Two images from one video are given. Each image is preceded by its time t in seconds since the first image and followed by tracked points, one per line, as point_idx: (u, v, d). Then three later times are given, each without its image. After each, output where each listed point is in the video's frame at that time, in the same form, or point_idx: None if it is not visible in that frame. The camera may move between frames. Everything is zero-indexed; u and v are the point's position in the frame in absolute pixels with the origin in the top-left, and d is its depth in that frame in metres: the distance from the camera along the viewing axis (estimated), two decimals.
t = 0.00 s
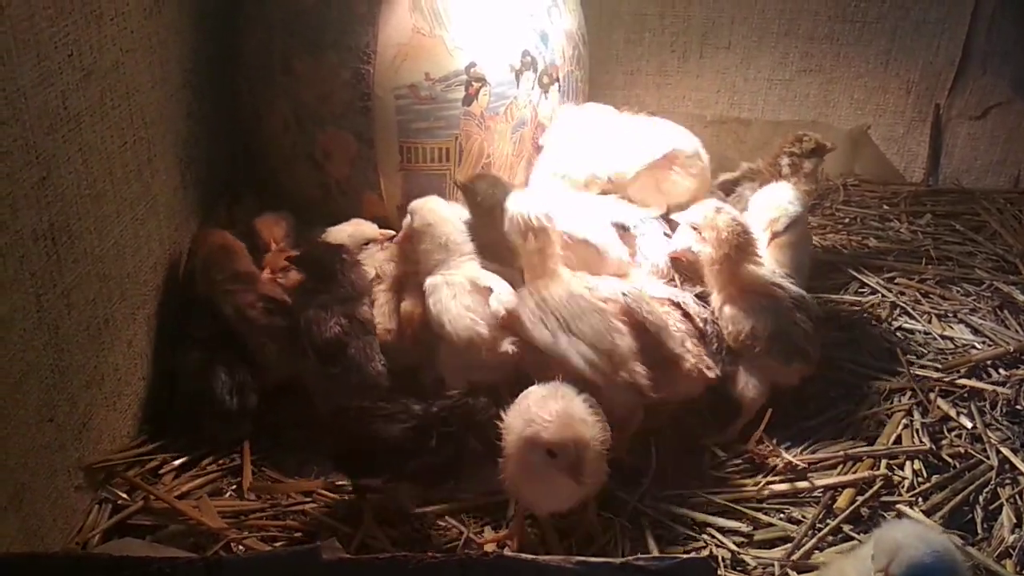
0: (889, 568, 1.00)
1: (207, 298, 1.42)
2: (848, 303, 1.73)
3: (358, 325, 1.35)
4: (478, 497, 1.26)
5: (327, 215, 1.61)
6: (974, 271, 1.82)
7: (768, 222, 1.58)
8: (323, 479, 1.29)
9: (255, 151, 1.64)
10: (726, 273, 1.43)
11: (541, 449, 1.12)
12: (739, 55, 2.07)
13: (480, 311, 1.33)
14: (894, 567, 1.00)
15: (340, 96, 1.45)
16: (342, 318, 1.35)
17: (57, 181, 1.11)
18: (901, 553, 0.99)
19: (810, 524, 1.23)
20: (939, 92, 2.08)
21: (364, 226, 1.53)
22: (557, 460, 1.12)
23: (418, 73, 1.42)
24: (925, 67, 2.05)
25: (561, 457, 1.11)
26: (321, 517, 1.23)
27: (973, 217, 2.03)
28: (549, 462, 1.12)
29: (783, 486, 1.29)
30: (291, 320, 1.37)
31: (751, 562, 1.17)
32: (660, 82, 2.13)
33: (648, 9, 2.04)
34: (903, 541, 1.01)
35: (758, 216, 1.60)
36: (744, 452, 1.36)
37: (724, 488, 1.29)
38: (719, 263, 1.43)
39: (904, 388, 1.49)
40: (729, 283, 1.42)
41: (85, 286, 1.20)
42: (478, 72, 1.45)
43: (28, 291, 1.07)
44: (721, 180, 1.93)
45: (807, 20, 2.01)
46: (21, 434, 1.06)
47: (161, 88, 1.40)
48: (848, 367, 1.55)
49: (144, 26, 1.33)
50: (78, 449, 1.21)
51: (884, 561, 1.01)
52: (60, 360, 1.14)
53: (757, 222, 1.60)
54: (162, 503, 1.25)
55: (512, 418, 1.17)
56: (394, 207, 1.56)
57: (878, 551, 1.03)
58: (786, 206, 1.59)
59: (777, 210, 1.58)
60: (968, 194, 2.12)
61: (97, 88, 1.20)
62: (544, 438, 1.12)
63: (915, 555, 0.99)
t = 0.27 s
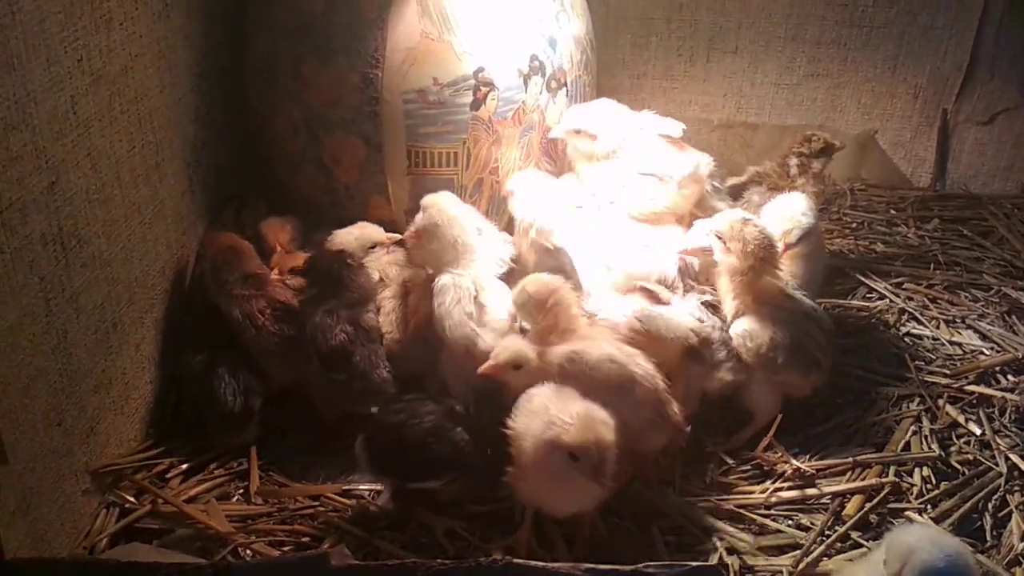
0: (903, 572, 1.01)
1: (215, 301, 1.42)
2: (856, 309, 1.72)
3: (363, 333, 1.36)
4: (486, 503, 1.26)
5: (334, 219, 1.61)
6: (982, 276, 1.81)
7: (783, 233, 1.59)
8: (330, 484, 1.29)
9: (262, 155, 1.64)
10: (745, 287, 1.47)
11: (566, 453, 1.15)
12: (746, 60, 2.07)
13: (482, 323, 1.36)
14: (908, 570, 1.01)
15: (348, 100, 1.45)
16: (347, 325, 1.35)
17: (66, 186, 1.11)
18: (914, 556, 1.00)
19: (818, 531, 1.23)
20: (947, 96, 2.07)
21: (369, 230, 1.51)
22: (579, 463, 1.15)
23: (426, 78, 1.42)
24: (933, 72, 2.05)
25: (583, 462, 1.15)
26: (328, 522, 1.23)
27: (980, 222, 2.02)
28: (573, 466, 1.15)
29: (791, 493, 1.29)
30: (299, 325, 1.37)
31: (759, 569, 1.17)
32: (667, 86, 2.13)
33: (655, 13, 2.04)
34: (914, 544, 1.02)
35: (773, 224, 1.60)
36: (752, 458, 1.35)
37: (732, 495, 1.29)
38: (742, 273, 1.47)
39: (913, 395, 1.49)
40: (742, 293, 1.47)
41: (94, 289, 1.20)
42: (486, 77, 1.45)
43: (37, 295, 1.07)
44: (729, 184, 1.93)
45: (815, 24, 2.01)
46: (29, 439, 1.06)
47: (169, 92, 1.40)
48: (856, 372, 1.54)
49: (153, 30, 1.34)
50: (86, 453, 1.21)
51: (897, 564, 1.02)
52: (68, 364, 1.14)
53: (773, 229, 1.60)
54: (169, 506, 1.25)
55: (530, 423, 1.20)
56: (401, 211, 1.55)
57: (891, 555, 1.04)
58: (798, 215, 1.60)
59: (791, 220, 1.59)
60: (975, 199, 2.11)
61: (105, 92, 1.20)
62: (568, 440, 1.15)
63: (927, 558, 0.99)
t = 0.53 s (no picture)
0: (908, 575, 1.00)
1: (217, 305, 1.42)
2: (858, 314, 1.72)
3: (370, 335, 1.35)
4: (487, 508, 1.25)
5: (335, 222, 1.61)
6: (984, 281, 1.81)
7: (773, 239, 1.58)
8: (331, 488, 1.29)
9: (264, 158, 1.64)
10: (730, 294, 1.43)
11: (589, 482, 1.12)
12: (748, 64, 2.07)
13: (506, 317, 1.34)
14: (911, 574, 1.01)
15: (350, 104, 1.45)
16: (355, 328, 1.34)
17: (67, 189, 1.11)
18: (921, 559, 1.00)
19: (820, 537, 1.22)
20: (949, 101, 2.07)
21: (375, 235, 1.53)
22: (607, 491, 1.12)
23: (428, 82, 1.42)
24: (935, 76, 2.05)
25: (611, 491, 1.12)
26: (329, 526, 1.23)
27: (982, 227, 2.02)
28: (596, 494, 1.13)
29: (793, 499, 1.29)
30: (300, 329, 1.37)
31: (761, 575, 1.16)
32: (669, 90, 2.13)
33: (657, 18, 2.04)
34: (917, 546, 1.02)
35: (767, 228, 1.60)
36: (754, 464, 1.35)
37: (734, 500, 1.29)
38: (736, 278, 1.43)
39: (915, 400, 1.49)
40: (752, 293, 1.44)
41: (95, 293, 1.20)
42: (488, 81, 1.45)
43: (38, 299, 1.07)
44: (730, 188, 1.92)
45: (817, 28, 2.01)
46: (30, 442, 1.06)
47: (171, 96, 1.40)
48: (858, 378, 1.54)
49: (155, 34, 1.34)
50: (86, 458, 1.21)
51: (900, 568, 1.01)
52: (69, 368, 1.14)
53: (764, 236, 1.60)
54: (170, 511, 1.25)
55: (545, 448, 1.17)
56: (403, 215, 1.55)
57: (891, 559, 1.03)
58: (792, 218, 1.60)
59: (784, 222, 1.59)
60: (977, 204, 2.11)
61: (108, 96, 1.20)
62: (591, 468, 1.12)
63: (934, 560, 1.00)
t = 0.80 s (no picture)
0: None
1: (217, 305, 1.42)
2: (858, 314, 1.72)
3: (371, 335, 1.35)
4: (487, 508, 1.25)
5: (336, 223, 1.61)
6: (984, 282, 1.81)
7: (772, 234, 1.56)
8: (331, 488, 1.29)
9: (264, 159, 1.64)
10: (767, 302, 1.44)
11: (588, 482, 1.12)
12: (748, 64, 2.07)
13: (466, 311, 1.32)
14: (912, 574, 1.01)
15: (351, 105, 1.45)
16: (351, 326, 1.34)
17: (68, 190, 1.11)
18: (921, 560, 1.01)
19: (820, 538, 1.23)
20: (949, 102, 2.07)
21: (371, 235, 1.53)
22: (606, 493, 1.11)
23: (428, 83, 1.42)
24: (935, 77, 2.05)
25: (611, 493, 1.11)
26: (330, 527, 1.23)
27: (982, 227, 2.02)
28: (595, 494, 1.12)
29: (794, 499, 1.29)
30: (300, 329, 1.37)
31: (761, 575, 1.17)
32: (669, 90, 2.13)
33: (657, 18, 2.04)
34: (917, 547, 1.03)
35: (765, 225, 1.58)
36: (756, 464, 1.35)
37: (734, 501, 1.29)
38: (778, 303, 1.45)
39: (915, 401, 1.49)
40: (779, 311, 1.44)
41: (96, 294, 1.20)
42: (488, 82, 1.45)
43: (39, 300, 1.07)
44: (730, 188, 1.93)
45: (817, 29, 2.01)
46: (30, 444, 1.06)
47: (172, 97, 1.40)
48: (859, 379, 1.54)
49: (156, 35, 1.34)
50: (86, 458, 1.21)
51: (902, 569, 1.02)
52: (70, 369, 1.14)
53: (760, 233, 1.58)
54: (170, 511, 1.25)
55: (546, 453, 1.17)
56: (403, 216, 1.55)
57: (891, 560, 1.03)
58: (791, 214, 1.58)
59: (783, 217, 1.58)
60: (977, 204, 2.11)
61: (108, 97, 1.20)
62: (590, 468, 1.12)
63: (934, 560, 1.00)
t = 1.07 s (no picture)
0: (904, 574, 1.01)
1: (217, 301, 1.42)
2: (858, 312, 1.72)
3: (371, 331, 1.35)
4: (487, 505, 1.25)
5: (337, 219, 1.61)
6: (984, 280, 1.81)
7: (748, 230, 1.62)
8: (331, 484, 1.29)
9: (264, 155, 1.64)
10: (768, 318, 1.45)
11: (599, 469, 1.13)
12: (749, 63, 2.07)
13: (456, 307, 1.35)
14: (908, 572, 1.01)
15: (351, 101, 1.45)
16: (352, 323, 1.35)
17: (68, 185, 1.11)
18: (915, 558, 1.00)
19: (820, 535, 1.23)
20: (950, 101, 2.07)
21: (366, 229, 1.53)
22: (614, 477, 1.13)
23: (429, 80, 1.42)
24: (936, 76, 2.05)
25: (619, 476, 1.13)
26: (330, 523, 1.23)
27: (983, 226, 2.02)
28: (605, 481, 1.13)
29: (794, 496, 1.29)
30: (300, 326, 1.37)
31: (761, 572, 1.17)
32: (670, 88, 2.13)
33: (658, 16, 2.04)
34: (911, 545, 1.02)
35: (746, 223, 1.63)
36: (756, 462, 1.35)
37: (734, 498, 1.29)
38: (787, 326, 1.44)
39: (915, 399, 1.49)
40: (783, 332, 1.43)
41: (96, 289, 1.20)
42: (489, 78, 1.45)
43: (38, 294, 1.07)
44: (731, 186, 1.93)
45: (818, 27, 2.01)
46: (30, 438, 1.06)
47: (172, 93, 1.40)
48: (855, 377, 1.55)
49: (157, 30, 1.34)
50: (86, 452, 1.21)
51: (898, 567, 1.01)
52: (69, 364, 1.14)
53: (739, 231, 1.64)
54: (170, 506, 1.25)
55: (544, 449, 1.17)
56: (403, 212, 1.55)
57: (888, 559, 1.03)
58: (771, 208, 1.63)
59: (763, 212, 1.62)
60: (978, 203, 2.11)
61: (109, 92, 1.20)
62: (597, 457, 1.13)
63: (929, 558, 1.00)
